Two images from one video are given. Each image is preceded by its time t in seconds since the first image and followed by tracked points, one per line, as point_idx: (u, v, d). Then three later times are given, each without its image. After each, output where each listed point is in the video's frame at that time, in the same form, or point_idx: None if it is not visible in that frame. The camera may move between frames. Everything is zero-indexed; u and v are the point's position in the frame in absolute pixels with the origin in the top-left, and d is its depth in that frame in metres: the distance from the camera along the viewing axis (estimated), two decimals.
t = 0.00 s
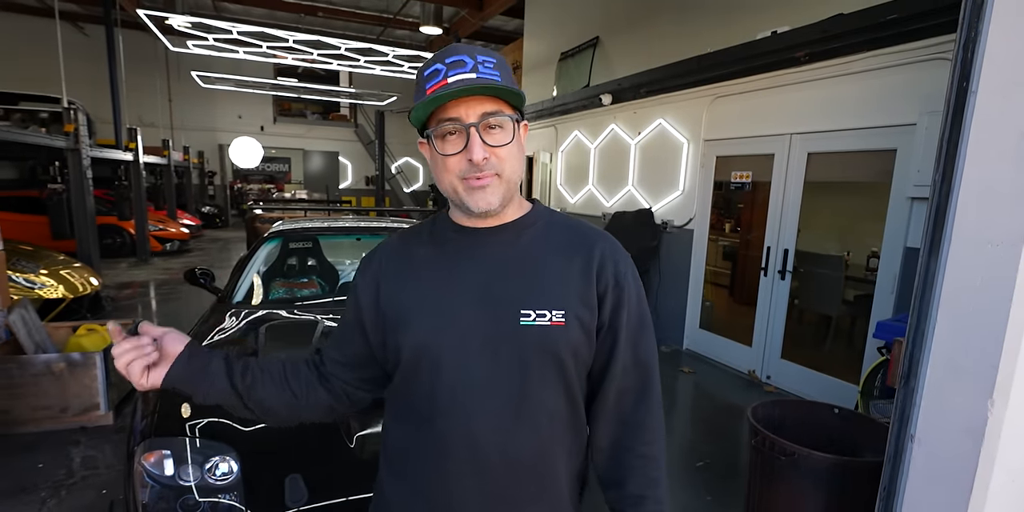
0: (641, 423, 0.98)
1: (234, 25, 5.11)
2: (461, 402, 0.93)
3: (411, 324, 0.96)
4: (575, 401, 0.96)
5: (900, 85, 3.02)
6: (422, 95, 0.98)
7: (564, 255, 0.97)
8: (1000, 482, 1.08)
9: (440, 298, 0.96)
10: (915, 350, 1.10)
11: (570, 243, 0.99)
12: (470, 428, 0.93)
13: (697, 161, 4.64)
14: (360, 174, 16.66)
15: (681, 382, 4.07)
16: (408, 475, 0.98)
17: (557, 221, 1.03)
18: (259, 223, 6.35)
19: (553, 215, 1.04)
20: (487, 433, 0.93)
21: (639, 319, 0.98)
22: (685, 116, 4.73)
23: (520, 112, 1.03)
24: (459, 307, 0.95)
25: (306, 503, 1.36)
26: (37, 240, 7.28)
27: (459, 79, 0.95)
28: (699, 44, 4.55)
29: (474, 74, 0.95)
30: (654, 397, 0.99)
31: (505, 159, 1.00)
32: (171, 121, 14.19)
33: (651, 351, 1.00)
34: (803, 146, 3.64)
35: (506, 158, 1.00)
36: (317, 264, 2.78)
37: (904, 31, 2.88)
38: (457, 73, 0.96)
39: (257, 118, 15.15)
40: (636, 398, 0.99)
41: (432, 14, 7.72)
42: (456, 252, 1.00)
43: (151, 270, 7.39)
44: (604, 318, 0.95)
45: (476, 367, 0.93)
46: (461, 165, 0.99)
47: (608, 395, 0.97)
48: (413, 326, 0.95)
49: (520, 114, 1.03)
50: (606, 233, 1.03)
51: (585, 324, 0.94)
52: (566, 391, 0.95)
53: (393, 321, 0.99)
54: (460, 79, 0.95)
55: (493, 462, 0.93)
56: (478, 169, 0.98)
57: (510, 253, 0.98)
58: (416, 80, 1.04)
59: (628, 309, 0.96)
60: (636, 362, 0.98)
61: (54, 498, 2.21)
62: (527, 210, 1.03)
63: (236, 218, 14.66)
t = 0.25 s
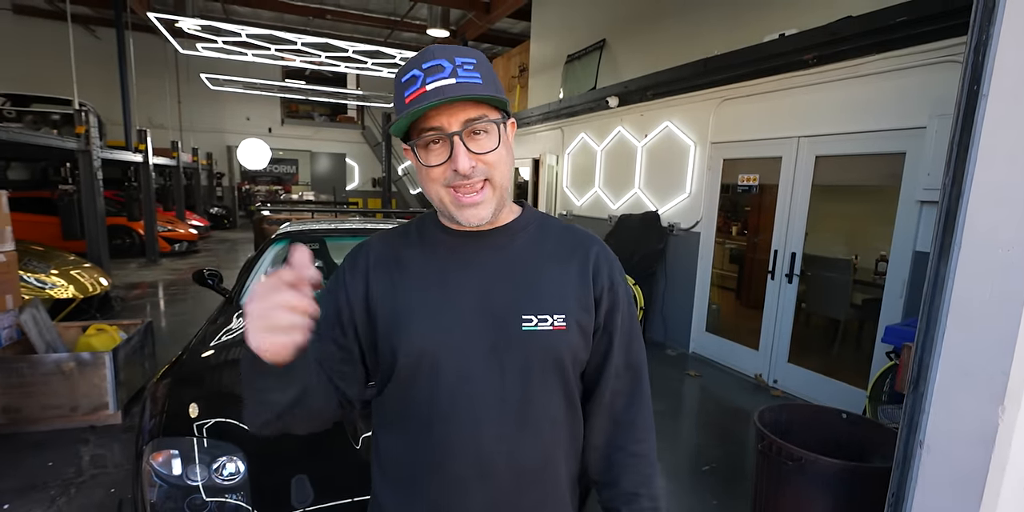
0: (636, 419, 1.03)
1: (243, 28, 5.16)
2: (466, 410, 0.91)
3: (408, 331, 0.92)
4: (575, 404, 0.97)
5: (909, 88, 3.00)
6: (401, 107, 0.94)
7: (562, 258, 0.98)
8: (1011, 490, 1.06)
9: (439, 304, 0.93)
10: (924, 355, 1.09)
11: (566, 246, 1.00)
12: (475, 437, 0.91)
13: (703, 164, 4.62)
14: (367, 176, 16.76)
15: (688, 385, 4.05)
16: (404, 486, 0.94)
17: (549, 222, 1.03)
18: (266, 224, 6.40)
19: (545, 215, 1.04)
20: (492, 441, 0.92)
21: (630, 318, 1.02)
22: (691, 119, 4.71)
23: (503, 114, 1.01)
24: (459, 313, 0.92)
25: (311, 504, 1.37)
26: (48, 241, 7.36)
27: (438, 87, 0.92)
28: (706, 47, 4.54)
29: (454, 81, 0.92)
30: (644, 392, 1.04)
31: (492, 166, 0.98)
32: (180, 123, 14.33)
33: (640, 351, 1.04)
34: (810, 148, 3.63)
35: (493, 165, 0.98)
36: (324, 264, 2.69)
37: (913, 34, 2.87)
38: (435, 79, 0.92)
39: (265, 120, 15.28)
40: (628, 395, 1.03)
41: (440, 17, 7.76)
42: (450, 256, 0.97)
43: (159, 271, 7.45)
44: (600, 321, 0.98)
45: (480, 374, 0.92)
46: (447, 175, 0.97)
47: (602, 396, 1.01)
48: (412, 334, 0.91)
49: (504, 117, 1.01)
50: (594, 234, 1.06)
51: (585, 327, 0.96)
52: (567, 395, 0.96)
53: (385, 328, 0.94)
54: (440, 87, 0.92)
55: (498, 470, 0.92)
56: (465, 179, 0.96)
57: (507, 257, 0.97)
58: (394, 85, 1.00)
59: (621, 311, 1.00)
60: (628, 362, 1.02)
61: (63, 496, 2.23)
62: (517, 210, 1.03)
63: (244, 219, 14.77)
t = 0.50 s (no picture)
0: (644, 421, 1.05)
1: (263, 30, 5.23)
2: (488, 429, 0.88)
3: (421, 348, 0.87)
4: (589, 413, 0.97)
5: (936, 83, 2.91)
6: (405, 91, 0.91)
7: (573, 266, 0.97)
8: None
9: (453, 318, 0.89)
10: (953, 362, 1.06)
11: (576, 252, 1.00)
12: (497, 456, 0.89)
13: (722, 163, 4.55)
14: (384, 176, 16.90)
15: (705, 387, 3.99)
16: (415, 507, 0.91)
17: (553, 226, 1.03)
18: (285, 224, 6.48)
19: (548, 219, 1.04)
20: (515, 458, 0.90)
21: (635, 322, 1.04)
22: (710, 117, 4.64)
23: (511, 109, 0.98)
24: (475, 327, 0.89)
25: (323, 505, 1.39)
26: (75, 241, 7.56)
27: (442, 72, 0.89)
28: (725, 43, 4.48)
29: (459, 67, 0.89)
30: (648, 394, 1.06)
31: (497, 160, 0.95)
32: (202, 124, 14.62)
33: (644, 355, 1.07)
34: (832, 146, 3.54)
35: (498, 159, 0.95)
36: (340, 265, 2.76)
37: (941, 27, 2.79)
38: (439, 64, 0.89)
39: (284, 121, 15.51)
40: (634, 401, 1.05)
41: (456, 17, 7.78)
42: (460, 266, 0.93)
43: (182, 270, 7.61)
44: (610, 328, 0.99)
45: (501, 391, 0.89)
46: (448, 168, 0.93)
47: (611, 402, 1.02)
48: (426, 352, 0.87)
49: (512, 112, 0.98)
50: (598, 237, 1.07)
51: (598, 334, 0.96)
52: (582, 406, 0.96)
53: (393, 345, 0.88)
54: (444, 73, 0.89)
55: (519, 488, 0.90)
56: (468, 173, 0.92)
57: (518, 266, 0.94)
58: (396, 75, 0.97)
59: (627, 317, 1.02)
60: (634, 366, 1.04)
61: (86, 491, 2.29)
62: (521, 212, 1.01)
63: (264, 219, 15.00)
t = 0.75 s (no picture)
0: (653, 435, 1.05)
1: (287, 33, 5.31)
2: (495, 454, 0.86)
3: (424, 370, 0.84)
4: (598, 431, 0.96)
5: (975, 77, 2.79)
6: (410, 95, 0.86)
7: (581, 279, 0.95)
8: None
9: (457, 338, 0.86)
10: (994, 374, 1.03)
11: (584, 263, 0.98)
12: (505, 482, 0.86)
13: (746, 162, 4.44)
14: (405, 176, 17.04)
15: (728, 391, 3.91)
16: None
17: (556, 233, 1.01)
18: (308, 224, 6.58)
19: (554, 228, 1.01)
20: (524, 483, 0.87)
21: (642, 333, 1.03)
22: (734, 114, 4.53)
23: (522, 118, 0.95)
24: (481, 347, 0.86)
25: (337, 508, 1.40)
26: (107, 240, 7.82)
27: (450, 73, 0.84)
28: (751, 39, 4.37)
29: (470, 67, 0.84)
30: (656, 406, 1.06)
31: (504, 172, 0.93)
32: (229, 126, 14.97)
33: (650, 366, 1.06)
34: (863, 144, 3.42)
35: (505, 171, 0.93)
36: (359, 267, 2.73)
37: (980, 18, 2.66)
38: (447, 63, 0.84)
39: (308, 122, 15.79)
40: (642, 414, 1.04)
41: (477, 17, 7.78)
42: (463, 283, 0.90)
43: (209, 269, 7.80)
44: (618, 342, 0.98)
45: (509, 413, 0.86)
46: (453, 180, 0.91)
47: (619, 416, 1.01)
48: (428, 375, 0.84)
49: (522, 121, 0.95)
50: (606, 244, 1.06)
51: (608, 349, 0.95)
52: (591, 423, 0.95)
53: (393, 367, 0.85)
54: (454, 74, 0.84)
55: None
56: (474, 186, 0.91)
57: (525, 281, 0.92)
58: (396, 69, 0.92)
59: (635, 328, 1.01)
60: (642, 378, 1.03)
61: (110, 487, 2.35)
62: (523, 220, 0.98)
63: (288, 219, 15.29)
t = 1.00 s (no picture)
0: (655, 447, 1.03)
1: (311, 29, 5.36)
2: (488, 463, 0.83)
3: (416, 373, 0.82)
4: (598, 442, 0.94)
5: (1017, 76, 2.66)
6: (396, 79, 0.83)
7: (582, 281, 0.94)
8: None
9: (451, 340, 0.84)
10: None
11: (585, 266, 0.96)
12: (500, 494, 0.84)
13: (771, 163, 4.33)
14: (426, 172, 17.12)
15: (747, 396, 3.83)
16: None
17: (555, 234, 0.99)
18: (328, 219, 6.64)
19: (553, 230, 1.00)
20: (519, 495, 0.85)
21: (643, 339, 1.02)
22: (760, 112, 4.42)
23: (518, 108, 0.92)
24: (478, 350, 0.84)
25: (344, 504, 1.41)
26: (134, 231, 8.03)
27: (439, 57, 0.81)
28: (779, 35, 4.26)
29: (462, 51, 0.81)
30: (658, 414, 1.04)
31: (496, 165, 0.89)
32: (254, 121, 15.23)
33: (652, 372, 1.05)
34: (894, 144, 3.30)
35: (498, 164, 0.89)
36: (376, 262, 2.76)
37: None
38: (437, 47, 0.81)
39: (332, 118, 15.98)
40: (643, 422, 1.02)
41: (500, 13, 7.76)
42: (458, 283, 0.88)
43: (231, 261, 7.96)
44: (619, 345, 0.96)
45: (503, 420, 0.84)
46: (443, 172, 0.88)
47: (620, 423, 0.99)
48: (420, 379, 0.81)
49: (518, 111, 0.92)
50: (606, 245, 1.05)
51: (609, 354, 0.94)
52: (590, 431, 0.93)
53: (384, 368, 0.82)
54: (444, 58, 0.81)
55: None
56: (464, 179, 0.87)
57: (523, 282, 0.90)
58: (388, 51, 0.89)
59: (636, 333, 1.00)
60: (643, 385, 1.01)
61: (127, 474, 2.41)
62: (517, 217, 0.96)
63: (310, 213, 15.51)
